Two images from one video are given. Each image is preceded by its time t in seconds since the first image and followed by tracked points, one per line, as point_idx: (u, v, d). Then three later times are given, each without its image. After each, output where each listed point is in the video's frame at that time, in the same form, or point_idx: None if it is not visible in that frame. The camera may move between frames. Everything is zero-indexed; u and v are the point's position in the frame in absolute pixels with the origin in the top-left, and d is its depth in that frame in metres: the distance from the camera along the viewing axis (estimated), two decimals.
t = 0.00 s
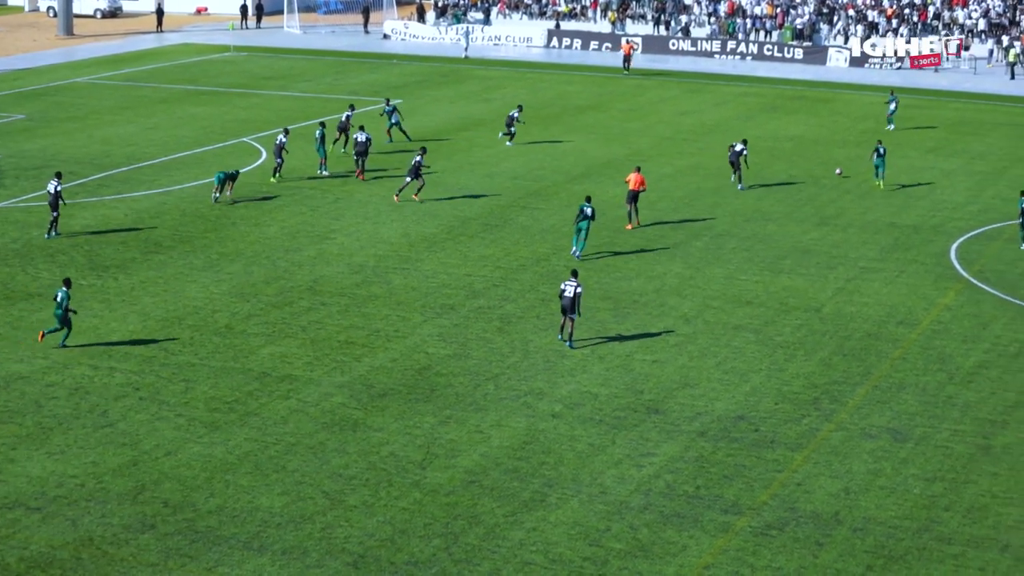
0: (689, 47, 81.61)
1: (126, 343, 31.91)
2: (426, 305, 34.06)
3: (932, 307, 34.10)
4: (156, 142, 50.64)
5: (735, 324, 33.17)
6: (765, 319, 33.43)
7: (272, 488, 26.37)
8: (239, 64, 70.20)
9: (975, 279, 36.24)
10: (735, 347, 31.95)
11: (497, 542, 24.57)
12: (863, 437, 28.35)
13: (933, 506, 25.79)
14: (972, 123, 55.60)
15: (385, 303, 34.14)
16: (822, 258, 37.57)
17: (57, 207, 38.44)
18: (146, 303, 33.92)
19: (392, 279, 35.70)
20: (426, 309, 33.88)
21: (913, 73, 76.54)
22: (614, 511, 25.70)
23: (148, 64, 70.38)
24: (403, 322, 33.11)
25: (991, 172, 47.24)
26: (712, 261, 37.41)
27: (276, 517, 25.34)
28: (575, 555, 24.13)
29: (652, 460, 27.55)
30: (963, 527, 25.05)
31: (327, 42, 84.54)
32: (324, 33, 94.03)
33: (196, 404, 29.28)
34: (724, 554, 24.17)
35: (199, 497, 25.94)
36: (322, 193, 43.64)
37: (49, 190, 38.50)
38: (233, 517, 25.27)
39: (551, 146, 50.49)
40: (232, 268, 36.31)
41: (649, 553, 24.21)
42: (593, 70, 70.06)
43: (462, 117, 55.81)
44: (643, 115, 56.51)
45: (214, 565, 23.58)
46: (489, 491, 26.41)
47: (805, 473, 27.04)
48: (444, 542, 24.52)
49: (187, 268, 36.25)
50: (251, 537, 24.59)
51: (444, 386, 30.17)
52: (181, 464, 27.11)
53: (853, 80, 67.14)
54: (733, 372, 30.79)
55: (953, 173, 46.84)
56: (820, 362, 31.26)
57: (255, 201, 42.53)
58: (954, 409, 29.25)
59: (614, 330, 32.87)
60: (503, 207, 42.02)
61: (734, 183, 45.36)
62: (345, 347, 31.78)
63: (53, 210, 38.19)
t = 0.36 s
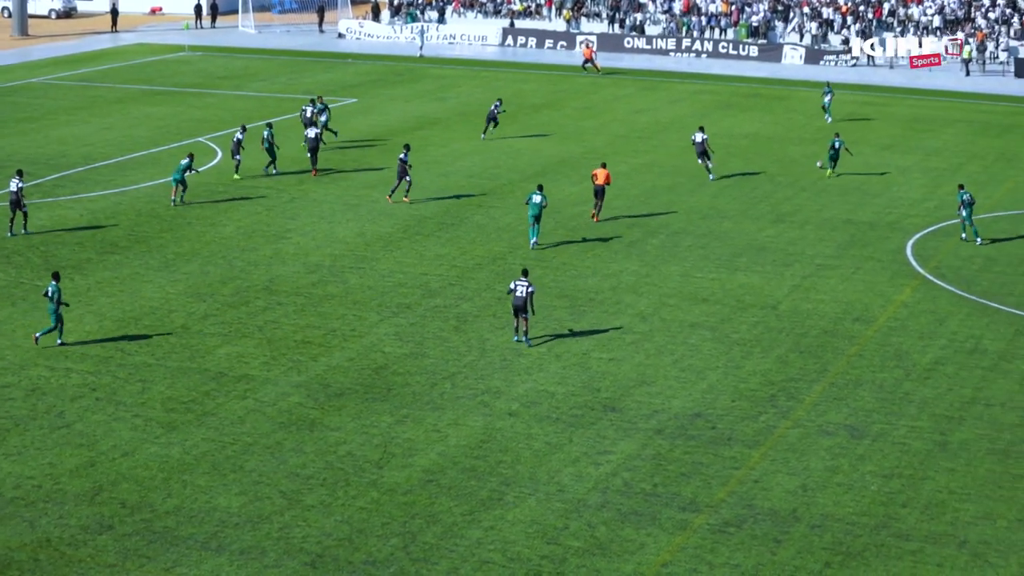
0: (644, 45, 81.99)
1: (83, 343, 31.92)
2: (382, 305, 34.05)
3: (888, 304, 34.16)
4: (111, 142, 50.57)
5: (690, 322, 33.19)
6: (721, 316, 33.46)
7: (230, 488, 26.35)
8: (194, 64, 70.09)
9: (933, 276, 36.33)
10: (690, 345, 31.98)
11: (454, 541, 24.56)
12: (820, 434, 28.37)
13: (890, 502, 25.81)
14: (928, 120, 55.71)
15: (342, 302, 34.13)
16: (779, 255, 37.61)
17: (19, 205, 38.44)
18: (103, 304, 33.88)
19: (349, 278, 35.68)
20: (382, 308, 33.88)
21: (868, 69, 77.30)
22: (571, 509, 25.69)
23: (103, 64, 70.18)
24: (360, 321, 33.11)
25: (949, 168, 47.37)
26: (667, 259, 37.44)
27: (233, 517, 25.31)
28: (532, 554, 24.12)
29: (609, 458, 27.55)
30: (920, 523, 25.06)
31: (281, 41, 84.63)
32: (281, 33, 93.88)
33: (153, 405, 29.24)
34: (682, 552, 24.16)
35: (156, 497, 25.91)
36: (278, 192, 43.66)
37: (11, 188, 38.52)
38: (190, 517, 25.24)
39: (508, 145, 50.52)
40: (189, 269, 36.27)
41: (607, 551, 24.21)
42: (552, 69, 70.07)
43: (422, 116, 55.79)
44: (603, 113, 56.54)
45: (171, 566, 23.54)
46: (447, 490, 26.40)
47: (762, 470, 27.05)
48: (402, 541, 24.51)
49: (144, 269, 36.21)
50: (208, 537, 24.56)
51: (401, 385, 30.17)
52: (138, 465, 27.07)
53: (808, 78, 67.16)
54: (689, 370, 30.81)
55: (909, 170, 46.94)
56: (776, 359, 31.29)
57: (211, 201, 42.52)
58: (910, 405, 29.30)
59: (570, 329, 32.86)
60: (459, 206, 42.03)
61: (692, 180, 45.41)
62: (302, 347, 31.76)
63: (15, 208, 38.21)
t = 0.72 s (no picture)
0: (631, 45, 82.21)
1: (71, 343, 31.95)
2: (370, 305, 34.03)
3: (876, 303, 34.15)
4: (99, 142, 50.55)
5: (678, 322, 33.18)
6: (708, 315, 33.47)
7: (219, 488, 26.36)
8: (182, 64, 70.07)
9: (921, 275, 36.34)
10: (678, 344, 31.98)
11: (443, 541, 24.56)
12: (809, 433, 28.37)
13: (879, 501, 25.81)
14: (915, 119, 55.66)
15: (330, 302, 34.12)
16: (767, 254, 37.62)
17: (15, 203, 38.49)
18: (92, 304, 33.89)
19: (337, 278, 35.66)
20: (370, 308, 33.86)
21: (855, 69, 77.28)
22: (560, 509, 25.69)
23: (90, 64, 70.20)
24: (348, 321, 33.10)
25: (937, 167, 47.35)
26: (656, 258, 37.45)
27: (222, 517, 25.31)
28: (521, 554, 24.11)
29: (598, 458, 27.55)
30: (909, 522, 25.07)
31: (268, 41, 84.72)
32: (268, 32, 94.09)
33: (142, 405, 29.24)
34: (670, 551, 24.17)
35: (145, 497, 25.91)
36: (266, 192, 43.67)
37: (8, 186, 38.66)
38: (179, 517, 25.24)
39: (495, 144, 50.52)
40: (177, 269, 36.27)
41: (596, 550, 24.20)
42: (540, 69, 70.05)
43: (410, 115, 55.76)
44: (591, 113, 56.53)
45: (160, 566, 23.54)
46: (435, 490, 26.39)
47: (751, 469, 27.06)
48: (391, 541, 24.50)
49: (132, 269, 36.21)
50: (197, 537, 24.56)
51: (389, 385, 30.17)
52: (127, 465, 27.08)
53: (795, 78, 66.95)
54: (677, 369, 30.81)
55: (897, 169, 46.93)
56: (764, 358, 31.29)
57: (198, 201, 42.53)
58: (899, 405, 29.30)
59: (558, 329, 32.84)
60: (447, 206, 42.01)
61: (679, 180, 45.40)
62: (290, 347, 31.76)
63: (12, 206, 38.35)
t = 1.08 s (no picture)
0: (621, 45, 82.55)
1: (59, 344, 31.94)
2: (359, 305, 34.03)
3: (865, 303, 34.17)
4: (87, 143, 50.53)
5: (667, 322, 33.19)
6: (698, 316, 33.47)
7: (208, 489, 26.35)
8: (171, 65, 70.01)
9: (911, 274, 36.36)
10: (667, 345, 31.98)
11: (434, 541, 24.55)
12: (799, 433, 28.38)
13: (869, 501, 25.82)
14: (905, 119, 55.70)
15: (320, 303, 34.12)
16: (756, 254, 37.64)
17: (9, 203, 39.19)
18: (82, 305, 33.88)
19: (326, 279, 35.67)
20: (359, 309, 33.86)
21: (845, 69, 77.18)
22: (550, 510, 25.69)
23: (79, 65, 70.20)
24: (338, 322, 33.10)
25: (927, 167, 47.40)
26: (645, 258, 37.47)
27: (212, 518, 25.30)
28: (511, 554, 24.12)
29: (588, 458, 27.56)
30: (899, 522, 25.07)
31: (257, 41, 84.74)
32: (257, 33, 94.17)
33: (131, 406, 29.22)
34: (661, 552, 24.16)
35: (135, 498, 25.90)
36: (255, 192, 43.66)
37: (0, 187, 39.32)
38: (169, 518, 25.23)
39: (484, 145, 50.55)
40: (167, 269, 36.26)
41: (586, 551, 24.20)
42: (529, 69, 70.07)
43: (400, 116, 55.76)
44: (581, 113, 56.56)
45: (150, 567, 23.51)
46: (425, 491, 26.39)
47: (741, 469, 27.07)
48: (381, 541, 24.50)
49: (121, 270, 36.19)
50: (187, 538, 24.55)
51: (379, 386, 30.16)
52: (117, 466, 27.07)
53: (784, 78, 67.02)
54: (667, 370, 30.82)
55: (888, 169, 46.98)
56: (754, 358, 31.30)
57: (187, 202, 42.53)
58: (888, 405, 29.32)
59: (547, 329, 32.82)
60: (436, 207, 42.02)
61: (668, 180, 45.41)
62: (279, 347, 31.75)
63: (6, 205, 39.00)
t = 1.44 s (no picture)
0: (622, 47, 82.65)
1: (61, 345, 31.93)
2: (361, 306, 34.05)
3: (867, 304, 34.17)
4: (89, 144, 50.56)
5: (669, 323, 33.19)
6: (700, 317, 33.47)
7: (210, 490, 26.36)
8: (173, 66, 70.06)
9: (913, 276, 36.36)
10: (668, 346, 31.99)
11: (435, 543, 24.56)
12: (800, 434, 28.38)
13: (871, 502, 25.82)
14: (907, 121, 55.72)
15: (322, 304, 34.13)
16: (758, 256, 37.66)
17: (11, 197, 39.59)
18: (83, 307, 33.90)
19: (328, 280, 35.68)
20: (361, 310, 33.87)
21: (846, 70, 77.21)
22: (551, 511, 25.69)
23: (81, 66, 70.29)
24: (339, 323, 33.11)
25: (929, 168, 47.41)
26: (646, 259, 37.49)
27: (213, 519, 25.30)
28: (513, 556, 24.12)
29: (589, 459, 27.56)
30: (901, 523, 25.07)
31: (259, 43, 84.78)
32: (258, 34, 94.39)
33: (133, 407, 29.23)
34: (662, 553, 24.16)
35: (136, 500, 25.90)
36: (257, 194, 43.67)
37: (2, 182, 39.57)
38: (171, 519, 25.24)
39: (485, 145, 50.58)
40: (168, 271, 36.27)
41: (587, 552, 24.20)
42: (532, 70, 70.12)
43: (402, 117, 55.78)
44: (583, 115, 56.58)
45: (152, 568, 23.51)
46: (426, 492, 26.40)
47: (742, 470, 27.07)
48: (382, 543, 24.50)
49: (123, 271, 36.21)
50: (188, 539, 24.55)
51: (380, 387, 30.16)
52: (118, 467, 27.08)
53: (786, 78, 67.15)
54: (669, 371, 30.82)
55: (890, 170, 46.99)
56: (755, 360, 31.30)
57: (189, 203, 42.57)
58: (890, 406, 29.32)
59: (549, 330, 32.82)
60: (438, 208, 42.03)
61: (670, 181, 45.40)
62: (281, 348, 31.76)
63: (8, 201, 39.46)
